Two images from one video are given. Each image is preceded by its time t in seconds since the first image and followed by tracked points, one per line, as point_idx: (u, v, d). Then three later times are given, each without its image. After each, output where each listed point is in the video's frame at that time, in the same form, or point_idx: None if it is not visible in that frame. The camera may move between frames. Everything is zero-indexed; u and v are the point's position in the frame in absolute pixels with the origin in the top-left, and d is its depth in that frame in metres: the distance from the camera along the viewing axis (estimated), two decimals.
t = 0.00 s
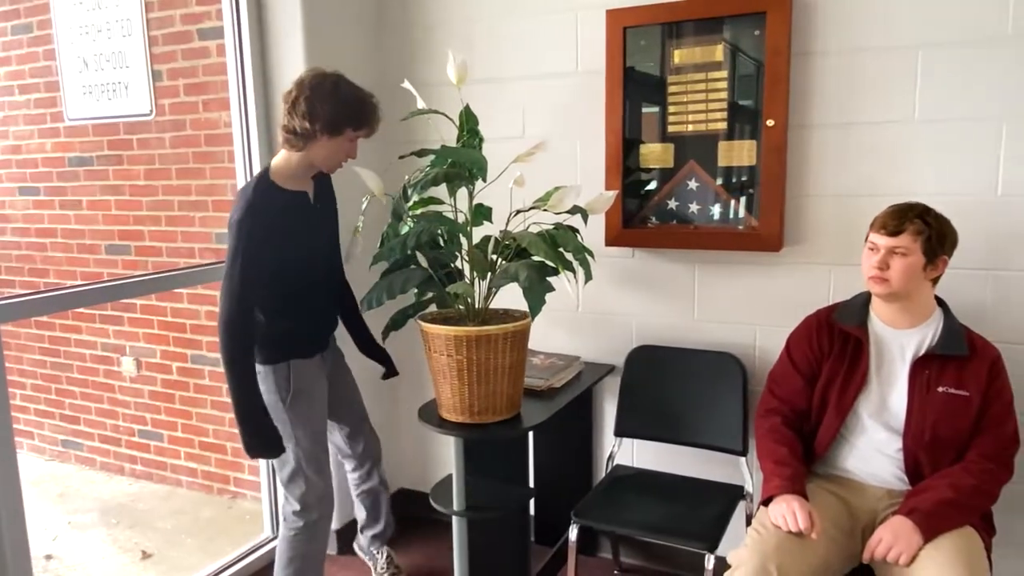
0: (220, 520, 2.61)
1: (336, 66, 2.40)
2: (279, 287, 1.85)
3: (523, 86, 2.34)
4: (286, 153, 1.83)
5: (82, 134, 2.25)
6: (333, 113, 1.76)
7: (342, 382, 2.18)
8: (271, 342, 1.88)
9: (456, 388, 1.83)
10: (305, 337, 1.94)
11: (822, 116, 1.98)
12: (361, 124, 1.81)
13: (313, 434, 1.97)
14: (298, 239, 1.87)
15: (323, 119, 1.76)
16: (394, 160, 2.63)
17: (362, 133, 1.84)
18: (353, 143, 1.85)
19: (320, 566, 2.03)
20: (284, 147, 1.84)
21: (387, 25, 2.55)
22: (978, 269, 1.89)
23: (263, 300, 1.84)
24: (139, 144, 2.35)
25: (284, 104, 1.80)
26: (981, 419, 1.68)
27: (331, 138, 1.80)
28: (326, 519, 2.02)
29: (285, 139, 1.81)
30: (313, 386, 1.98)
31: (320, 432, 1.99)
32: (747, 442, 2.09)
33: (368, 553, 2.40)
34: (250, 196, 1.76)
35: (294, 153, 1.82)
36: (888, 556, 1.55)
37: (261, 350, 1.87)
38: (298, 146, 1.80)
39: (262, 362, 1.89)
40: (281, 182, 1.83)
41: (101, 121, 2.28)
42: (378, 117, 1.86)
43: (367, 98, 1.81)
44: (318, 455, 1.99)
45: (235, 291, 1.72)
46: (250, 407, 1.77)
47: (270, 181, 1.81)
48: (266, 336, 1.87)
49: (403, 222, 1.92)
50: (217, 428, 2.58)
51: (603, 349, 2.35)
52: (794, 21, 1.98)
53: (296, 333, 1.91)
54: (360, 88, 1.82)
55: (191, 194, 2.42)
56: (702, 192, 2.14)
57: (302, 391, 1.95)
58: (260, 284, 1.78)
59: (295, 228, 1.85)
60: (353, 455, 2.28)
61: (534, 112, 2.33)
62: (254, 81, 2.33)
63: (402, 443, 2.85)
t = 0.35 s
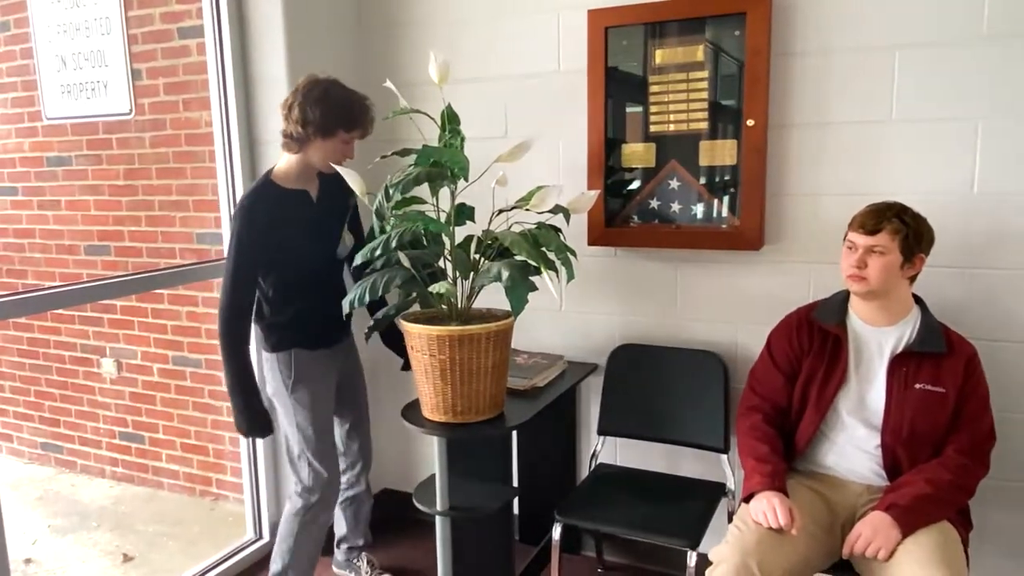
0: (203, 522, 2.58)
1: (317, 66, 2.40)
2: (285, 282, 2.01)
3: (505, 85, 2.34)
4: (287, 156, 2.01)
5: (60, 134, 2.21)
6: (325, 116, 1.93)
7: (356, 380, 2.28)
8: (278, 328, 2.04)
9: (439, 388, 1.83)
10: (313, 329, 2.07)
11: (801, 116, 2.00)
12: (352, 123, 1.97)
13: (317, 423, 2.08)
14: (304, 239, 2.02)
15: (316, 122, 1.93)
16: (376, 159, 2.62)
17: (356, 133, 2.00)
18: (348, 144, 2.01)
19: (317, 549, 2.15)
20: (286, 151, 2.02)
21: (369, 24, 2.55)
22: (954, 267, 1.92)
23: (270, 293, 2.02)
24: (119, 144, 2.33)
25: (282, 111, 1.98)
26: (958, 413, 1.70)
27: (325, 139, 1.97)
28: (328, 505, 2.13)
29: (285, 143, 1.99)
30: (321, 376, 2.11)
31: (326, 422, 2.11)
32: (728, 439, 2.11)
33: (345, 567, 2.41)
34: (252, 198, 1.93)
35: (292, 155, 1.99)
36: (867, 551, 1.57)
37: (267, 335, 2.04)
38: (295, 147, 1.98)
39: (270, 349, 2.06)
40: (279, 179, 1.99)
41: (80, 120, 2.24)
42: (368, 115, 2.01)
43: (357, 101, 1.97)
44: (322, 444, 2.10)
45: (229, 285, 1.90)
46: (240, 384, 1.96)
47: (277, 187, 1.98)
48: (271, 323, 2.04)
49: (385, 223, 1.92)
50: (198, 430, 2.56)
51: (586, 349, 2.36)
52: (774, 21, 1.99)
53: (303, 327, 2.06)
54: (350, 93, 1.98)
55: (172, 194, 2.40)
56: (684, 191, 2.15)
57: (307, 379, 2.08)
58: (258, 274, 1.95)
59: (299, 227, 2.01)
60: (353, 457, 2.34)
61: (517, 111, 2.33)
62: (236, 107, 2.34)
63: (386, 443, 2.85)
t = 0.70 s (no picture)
0: (188, 523, 2.58)
1: (302, 66, 2.39)
2: (268, 282, 2.03)
3: (491, 85, 2.34)
4: (276, 157, 2.01)
5: (42, 133, 2.17)
6: (314, 119, 1.94)
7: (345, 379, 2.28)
8: (261, 325, 2.07)
9: (425, 388, 1.83)
10: (300, 328, 2.09)
11: (784, 116, 2.02)
12: (341, 122, 1.99)
13: (293, 421, 2.15)
14: (289, 238, 2.03)
15: (306, 125, 1.93)
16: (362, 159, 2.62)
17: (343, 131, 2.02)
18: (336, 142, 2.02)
19: (301, 542, 2.23)
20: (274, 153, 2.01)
21: (354, 24, 2.54)
22: (936, 266, 1.94)
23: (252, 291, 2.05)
24: (102, 143, 2.30)
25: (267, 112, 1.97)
26: (939, 412, 1.72)
27: (315, 140, 1.97)
28: (303, 498, 2.21)
29: (272, 145, 1.98)
30: (303, 374, 2.13)
31: (304, 419, 2.17)
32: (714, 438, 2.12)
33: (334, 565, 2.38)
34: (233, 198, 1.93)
35: (282, 156, 2.00)
36: (850, 547, 1.59)
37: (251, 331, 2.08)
38: (284, 151, 1.98)
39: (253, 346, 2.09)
40: (269, 184, 2.00)
41: (63, 119, 2.21)
42: (354, 114, 2.03)
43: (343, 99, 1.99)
44: (296, 441, 2.17)
45: (208, 289, 1.91)
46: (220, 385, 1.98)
47: (261, 185, 1.99)
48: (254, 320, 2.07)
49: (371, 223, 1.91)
50: (183, 432, 2.54)
51: (572, 348, 2.36)
52: (758, 21, 2.00)
53: (286, 326, 2.07)
54: (336, 91, 1.99)
55: (155, 194, 2.39)
56: (669, 191, 2.16)
57: (288, 377, 2.11)
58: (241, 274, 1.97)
59: (284, 227, 2.01)
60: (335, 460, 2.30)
61: (503, 110, 2.34)
62: (220, 105, 2.34)
63: (372, 444, 2.84)
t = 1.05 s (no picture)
0: (176, 525, 2.57)
1: (288, 66, 2.37)
2: (257, 275, 2.05)
3: (480, 84, 2.34)
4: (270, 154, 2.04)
5: (27, 133, 2.13)
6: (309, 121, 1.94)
7: (341, 379, 2.25)
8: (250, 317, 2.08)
9: (414, 388, 1.82)
10: (290, 326, 2.09)
11: (771, 117, 2.03)
12: (328, 115, 1.96)
13: (280, 419, 2.16)
14: (280, 235, 2.04)
15: (301, 127, 1.94)
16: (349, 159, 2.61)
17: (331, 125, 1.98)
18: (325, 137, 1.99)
19: (287, 543, 2.22)
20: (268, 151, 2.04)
21: (342, 23, 2.53)
22: (920, 266, 1.95)
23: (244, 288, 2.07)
24: (88, 143, 2.28)
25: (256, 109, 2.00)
26: (924, 411, 1.73)
27: (310, 142, 1.97)
28: (289, 496, 2.21)
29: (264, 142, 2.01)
30: (294, 371, 2.15)
31: (292, 417, 2.18)
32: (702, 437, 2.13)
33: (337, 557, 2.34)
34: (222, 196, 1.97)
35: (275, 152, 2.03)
36: (838, 545, 1.60)
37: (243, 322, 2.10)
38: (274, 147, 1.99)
39: (244, 341, 2.13)
40: (267, 181, 2.03)
41: (49, 118, 2.18)
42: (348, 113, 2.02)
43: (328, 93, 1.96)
44: (286, 435, 2.18)
45: (196, 278, 1.93)
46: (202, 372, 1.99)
47: (252, 183, 2.01)
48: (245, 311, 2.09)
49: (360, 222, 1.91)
50: (170, 433, 2.53)
51: (561, 348, 2.37)
52: (745, 22, 2.02)
53: (277, 323, 2.08)
54: (322, 85, 1.97)
55: (142, 194, 2.37)
56: (657, 191, 2.17)
57: (278, 374, 2.12)
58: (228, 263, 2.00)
59: (274, 224, 2.03)
60: (328, 465, 2.26)
61: (491, 110, 2.34)
62: (208, 108, 2.32)
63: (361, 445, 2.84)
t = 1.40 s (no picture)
0: (166, 527, 2.56)
1: (277, 65, 2.36)
2: (256, 275, 2.09)
3: (471, 84, 2.34)
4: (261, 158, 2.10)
5: (15, 133, 2.10)
6: (286, 120, 2.03)
7: (355, 378, 2.27)
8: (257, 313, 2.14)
9: (405, 388, 1.82)
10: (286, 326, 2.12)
11: (761, 117, 2.03)
12: (298, 110, 2.05)
13: (290, 414, 2.19)
14: (280, 235, 2.08)
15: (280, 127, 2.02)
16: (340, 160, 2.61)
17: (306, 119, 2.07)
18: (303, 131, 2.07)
19: (299, 535, 2.27)
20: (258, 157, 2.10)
21: (333, 22, 2.52)
22: (909, 266, 1.96)
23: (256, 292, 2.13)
24: (76, 143, 2.26)
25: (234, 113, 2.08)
26: (913, 409, 1.74)
27: (292, 143, 2.06)
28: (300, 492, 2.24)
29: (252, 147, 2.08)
30: (308, 369, 2.17)
31: (303, 414, 2.20)
32: (693, 436, 2.13)
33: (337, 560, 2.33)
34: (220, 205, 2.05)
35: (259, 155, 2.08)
36: (828, 544, 1.61)
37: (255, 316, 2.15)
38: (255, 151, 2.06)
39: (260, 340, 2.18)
40: (277, 183, 2.08)
41: (36, 118, 2.15)
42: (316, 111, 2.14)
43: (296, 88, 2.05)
44: (303, 429, 2.21)
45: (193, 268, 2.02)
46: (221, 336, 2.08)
47: (250, 186, 2.06)
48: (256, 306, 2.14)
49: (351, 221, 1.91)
50: (160, 434, 2.52)
51: (553, 348, 2.37)
52: (735, 23, 2.02)
53: (284, 321, 2.12)
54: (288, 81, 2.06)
55: (131, 194, 2.36)
56: (648, 191, 2.17)
57: (291, 371, 2.16)
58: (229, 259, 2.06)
59: (272, 225, 2.07)
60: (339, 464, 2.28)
61: (482, 110, 2.34)
62: (197, 110, 2.32)
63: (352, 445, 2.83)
